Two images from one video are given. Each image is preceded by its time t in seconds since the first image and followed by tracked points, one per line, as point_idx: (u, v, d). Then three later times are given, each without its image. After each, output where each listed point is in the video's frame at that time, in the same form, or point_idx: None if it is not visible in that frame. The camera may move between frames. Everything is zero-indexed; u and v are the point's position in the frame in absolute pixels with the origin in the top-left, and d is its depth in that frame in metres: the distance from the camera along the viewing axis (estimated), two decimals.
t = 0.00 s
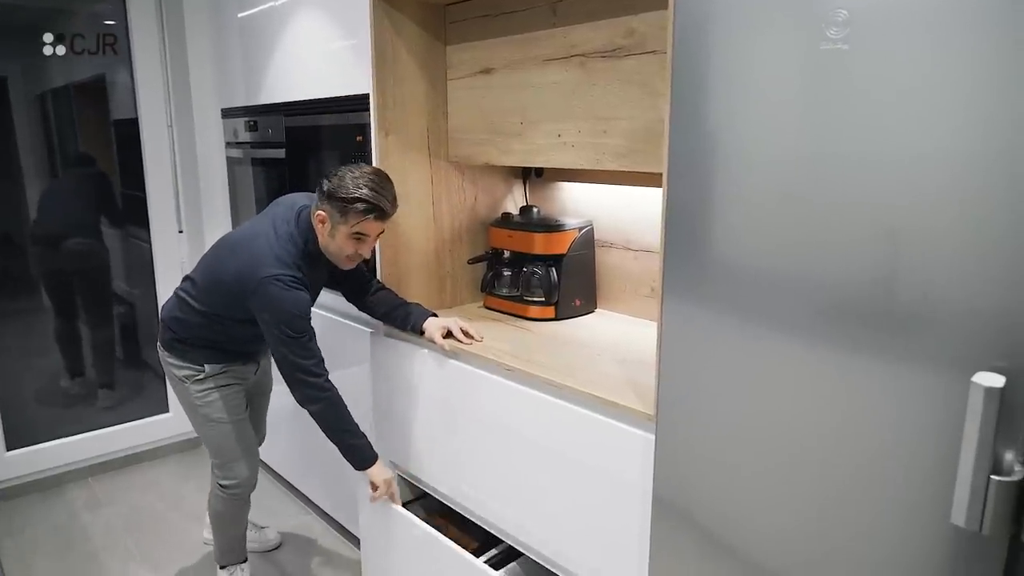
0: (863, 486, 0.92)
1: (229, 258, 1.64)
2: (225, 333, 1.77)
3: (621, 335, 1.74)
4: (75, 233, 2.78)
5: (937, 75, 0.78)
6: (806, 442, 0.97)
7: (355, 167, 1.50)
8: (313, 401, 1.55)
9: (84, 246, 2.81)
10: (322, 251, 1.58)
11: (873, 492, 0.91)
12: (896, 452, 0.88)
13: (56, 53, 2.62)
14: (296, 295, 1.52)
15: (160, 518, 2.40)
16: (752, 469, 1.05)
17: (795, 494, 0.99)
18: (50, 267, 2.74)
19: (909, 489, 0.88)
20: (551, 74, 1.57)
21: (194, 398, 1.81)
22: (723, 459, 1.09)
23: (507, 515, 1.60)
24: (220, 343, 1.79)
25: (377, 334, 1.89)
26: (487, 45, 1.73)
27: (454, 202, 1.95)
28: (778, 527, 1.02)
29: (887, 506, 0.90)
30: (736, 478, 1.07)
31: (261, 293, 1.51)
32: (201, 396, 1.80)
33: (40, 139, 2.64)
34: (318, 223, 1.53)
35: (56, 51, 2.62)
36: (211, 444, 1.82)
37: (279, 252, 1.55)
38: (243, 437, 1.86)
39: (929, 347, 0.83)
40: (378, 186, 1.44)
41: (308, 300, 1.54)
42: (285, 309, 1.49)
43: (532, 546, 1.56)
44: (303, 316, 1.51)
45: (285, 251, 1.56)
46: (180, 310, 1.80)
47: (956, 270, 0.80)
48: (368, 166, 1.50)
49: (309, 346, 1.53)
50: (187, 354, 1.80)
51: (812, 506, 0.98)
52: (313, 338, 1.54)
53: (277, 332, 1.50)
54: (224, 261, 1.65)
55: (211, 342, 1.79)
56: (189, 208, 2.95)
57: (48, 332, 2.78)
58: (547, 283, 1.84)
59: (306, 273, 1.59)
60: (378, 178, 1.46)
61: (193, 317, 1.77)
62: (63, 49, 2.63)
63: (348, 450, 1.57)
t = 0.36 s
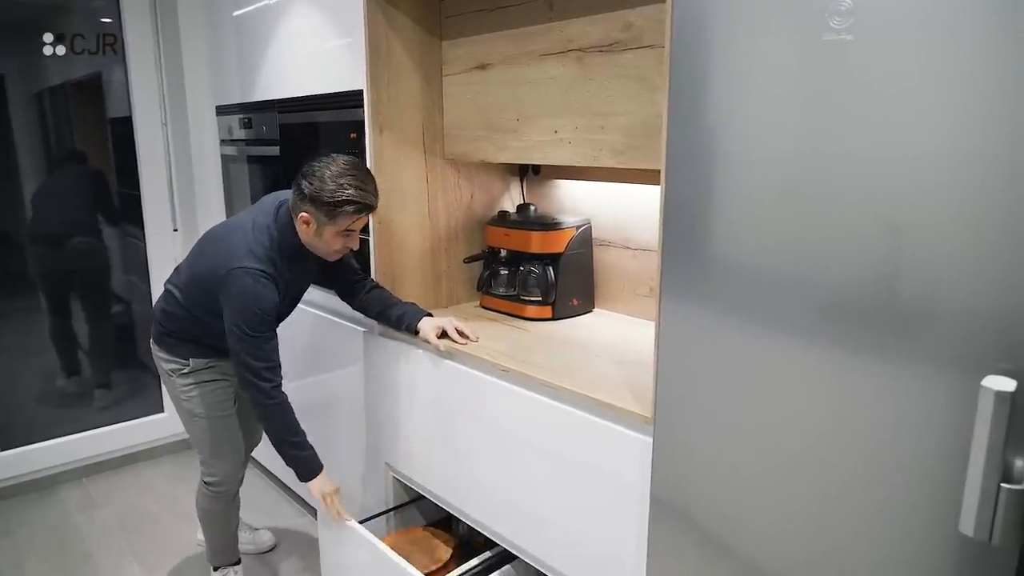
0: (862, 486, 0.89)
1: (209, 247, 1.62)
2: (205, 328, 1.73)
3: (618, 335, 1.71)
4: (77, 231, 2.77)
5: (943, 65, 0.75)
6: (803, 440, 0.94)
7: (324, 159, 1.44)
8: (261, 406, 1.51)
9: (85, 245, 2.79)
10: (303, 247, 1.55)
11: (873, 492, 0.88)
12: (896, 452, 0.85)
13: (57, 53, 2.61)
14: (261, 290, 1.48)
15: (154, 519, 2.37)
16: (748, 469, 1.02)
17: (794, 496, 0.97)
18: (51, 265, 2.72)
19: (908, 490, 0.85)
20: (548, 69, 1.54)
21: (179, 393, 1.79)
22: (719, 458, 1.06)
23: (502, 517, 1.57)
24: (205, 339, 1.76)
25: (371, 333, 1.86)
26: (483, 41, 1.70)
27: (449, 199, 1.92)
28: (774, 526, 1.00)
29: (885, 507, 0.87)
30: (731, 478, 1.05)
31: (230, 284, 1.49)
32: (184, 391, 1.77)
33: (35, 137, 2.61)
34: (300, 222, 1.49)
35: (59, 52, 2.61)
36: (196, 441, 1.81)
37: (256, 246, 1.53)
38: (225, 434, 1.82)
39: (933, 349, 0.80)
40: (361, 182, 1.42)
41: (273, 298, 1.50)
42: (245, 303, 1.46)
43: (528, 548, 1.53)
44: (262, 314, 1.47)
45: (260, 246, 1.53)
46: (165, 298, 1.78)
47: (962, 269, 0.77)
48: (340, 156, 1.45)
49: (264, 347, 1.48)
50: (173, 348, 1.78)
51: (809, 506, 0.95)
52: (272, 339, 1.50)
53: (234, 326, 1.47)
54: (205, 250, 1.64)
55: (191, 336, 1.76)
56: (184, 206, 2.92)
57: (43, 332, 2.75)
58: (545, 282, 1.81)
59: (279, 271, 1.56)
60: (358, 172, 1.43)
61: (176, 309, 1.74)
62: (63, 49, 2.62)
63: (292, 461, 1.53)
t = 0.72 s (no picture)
0: (864, 484, 0.86)
1: (208, 239, 1.62)
2: (206, 320, 1.73)
3: (630, 335, 1.69)
4: (99, 229, 2.79)
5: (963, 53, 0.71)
6: (806, 438, 0.92)
7: (326, 157, 1.45)
8: (230, 403, 1.53)
9: (109, 241, 2.82)
10: (292, 244, 1.55)
11: (876, 493, 0.85)
12: (900, 455, 0.82)
13: (58, 52, 2.59)
14: (247, 289, 1.48)
15: (167, 514, 2.38)
16: (756, 471, 0.99)
17: (800, 500, 0.94)
18: (74, 262, 2.76)
19: (914, 493, 0.81)
20: (558, 64, 1.52)
21: (186, 385, 1.80)
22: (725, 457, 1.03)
23: (509, 517, 1.55)
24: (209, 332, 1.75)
25: (381, 332, 1.85)
26: (494, 35, 1.68)
27: (460, 197, 1.90)
28: (774, 522, 0.97)
29: (886, 508, 0.84)
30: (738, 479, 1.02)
31: (218, 278, 1.49)
32: (190, 383, 1.78)
33: (53, 135, 2.64)
34: (287, 212, 1.49)
35: (56, 51, 2.59)
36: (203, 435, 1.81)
37: (247, 242, 1.52)
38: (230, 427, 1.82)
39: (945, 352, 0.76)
40: (347, 180, 1.40)
41: (258, 298, 1.50)
42: (229, 300, 1.46)
43: (533, 550, 1.51)
44: (244, 314, 1.47)
45: (254, 243, 1.52)
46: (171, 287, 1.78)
47: (979, 269, 0.72)
48: (343, 158, 1.45)
49: (242, 346, 1.49)
50: (180, 340, 1.78)
51: (812, 506, 0.92)
52: (251, 337, 1.51)
53: (217, 321, 1.48)
54: (205, 241, 1.64)
55: (192, 328, 1.76)
56: (199, 203, 2.93)
57: (62, 328, 2.77)
58: (556, 281, 1.78)
59: (271, 270, 1.55)
60: (348, 172, 1.41)
61: (180, 300, 1.74)
62: (64, 49, 2.60)
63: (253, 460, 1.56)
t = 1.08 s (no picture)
0: (860, 481, 0.85)
1: (225, 230, 1.67)
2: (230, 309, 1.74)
3: (657, 331, 1.65)
4: (137, 222, 2.84)
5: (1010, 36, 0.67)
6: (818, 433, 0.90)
7: (330, 141, 1.46)
8: (235, 392, 1.55)
9: (147, 235, 2.87)
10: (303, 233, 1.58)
11: (880, 492, 0.84)
12: (918, 453, 0.80)
13: (58, 52, 2.56)
14: (256, 277, 1.51)
15: (195, 503, 2.41)
16: (774, 472, 0.96)
17: (808, 499, 0.92)
18: (110, 253, 2.80)
19: (930, 491, 0.79)
20: (584, 54, 1.49)
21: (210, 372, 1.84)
22: (737, 449, 1.01)
23: (530, 514, 1.54)
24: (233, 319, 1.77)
25: (407, 327, 1.83)
26: (520, 25, 1.65)
27: (485, 189, 1.88)
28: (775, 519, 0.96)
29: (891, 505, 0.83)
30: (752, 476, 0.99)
31: (229, 266, 1.52)
32: (212, 370, 1.82)
33: (87, 128, 2.67)
34: (297, 203, 1.49)
35: (57, 51, 2.56)
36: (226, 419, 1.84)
37: (259, 231, 1.55)
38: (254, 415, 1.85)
39: (977, 351, 0.74)
40: (352, 161, 1.40)
41: (267, 286, 1.53)
42: (238, 289, 1.50)
43: (552, 547, 1.50)
44: (251, 302, 1.50)
45: (264, 232, 1.55)
46: (196, 275, 1.79)
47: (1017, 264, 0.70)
48: (348, 141, 1.46)
49: (249, 334, 1.52)
50: (206, 328, 1.80)
51: (814, 504, 0.91)
52: (260, 326, 1.54)
53: (227, 310, 1.52)
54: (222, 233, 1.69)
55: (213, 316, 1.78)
56: (229, 196, 2.95)
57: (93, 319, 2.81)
58: (581, 275, 1.75)
59: (280, 259, 1.57)
60: (351, 153, 1.41)
61: (205, 289, 1.75)
62: (64, 49, 2.57)
63: (250, 454, 1.57)
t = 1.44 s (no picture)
0: (859, 477, 0.84)
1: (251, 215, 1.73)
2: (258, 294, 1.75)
3: (687, 322, 1.61)
4: (175, 207, 2.88)
5: None
6: (835, 429, 0.87)
7: (350, 125, 1.46)
8: (252, 377, 1.57)
9: (187, 220, 2.91)
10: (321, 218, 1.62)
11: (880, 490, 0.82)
12: (927, 454, 0.77)
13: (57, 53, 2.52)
14: (274, 261, 1.55)
15: (224, 486, 2.45)
16: (796, 469, 0.93)
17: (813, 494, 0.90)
18: (149, 239, 2.84)
19: (934, 494, 0.77)
20: (613, 37, 1.44)
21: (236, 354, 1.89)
22: (755, 444, 0.99)
23: (550, 507, 1.52)
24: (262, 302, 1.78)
25: (433, 316, 1.81)
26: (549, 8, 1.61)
27: (513, 177, 1.85)
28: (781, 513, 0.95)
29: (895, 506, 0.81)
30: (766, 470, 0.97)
31: (249, 250, 1.57)
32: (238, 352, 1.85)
33: (126, 115, 2.70)
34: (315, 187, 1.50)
35: (56, 51, 2.52)
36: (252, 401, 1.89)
37: (278, 215, 1.60)
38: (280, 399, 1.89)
39: (995, 351, 0.70)
40: (370, 145, 1.40)
41: (285, 271, 1.57)
42: (257, 272, 1.55)
43: (571, 540, 1.48)
44: (269, 286, 1.54)
45: (284, 217, 1.60)
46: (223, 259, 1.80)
47: None
48: (367, 125, 1.46)
49: (267, 318, 1.56)
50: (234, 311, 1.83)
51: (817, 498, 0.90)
52: (278, 310, 1.58)
53: (245, 293, 1.56)
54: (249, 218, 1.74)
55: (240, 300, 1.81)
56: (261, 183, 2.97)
57: (132, 303, 2.86)
58: (609, 265, 1.71)
59: (299, 244, 1.61)
60: (370, 137, 1.41)
61: (231, 273, 1.76)
62: (62, 50, 2.53)
63: (256, 443, 1.57)
